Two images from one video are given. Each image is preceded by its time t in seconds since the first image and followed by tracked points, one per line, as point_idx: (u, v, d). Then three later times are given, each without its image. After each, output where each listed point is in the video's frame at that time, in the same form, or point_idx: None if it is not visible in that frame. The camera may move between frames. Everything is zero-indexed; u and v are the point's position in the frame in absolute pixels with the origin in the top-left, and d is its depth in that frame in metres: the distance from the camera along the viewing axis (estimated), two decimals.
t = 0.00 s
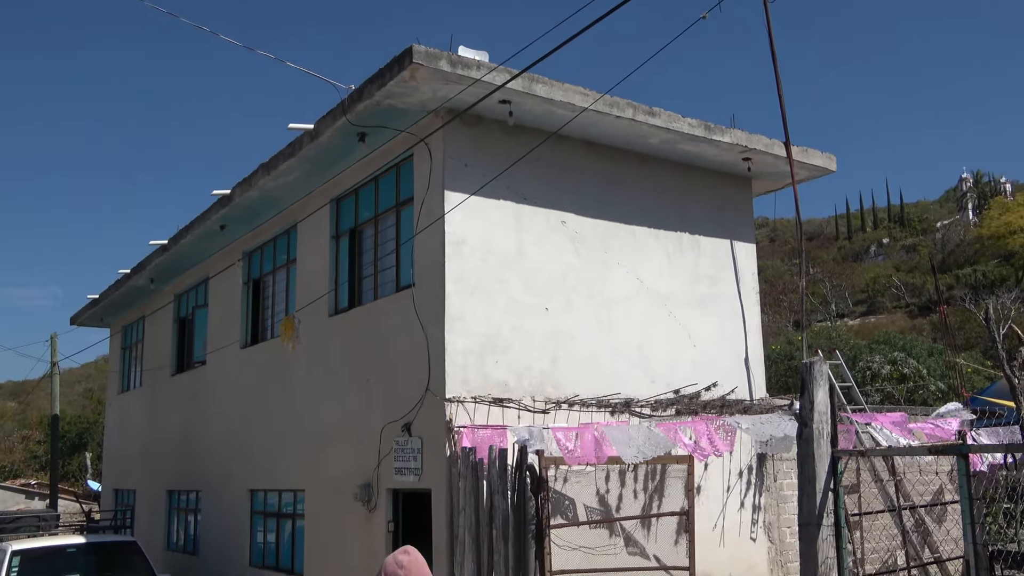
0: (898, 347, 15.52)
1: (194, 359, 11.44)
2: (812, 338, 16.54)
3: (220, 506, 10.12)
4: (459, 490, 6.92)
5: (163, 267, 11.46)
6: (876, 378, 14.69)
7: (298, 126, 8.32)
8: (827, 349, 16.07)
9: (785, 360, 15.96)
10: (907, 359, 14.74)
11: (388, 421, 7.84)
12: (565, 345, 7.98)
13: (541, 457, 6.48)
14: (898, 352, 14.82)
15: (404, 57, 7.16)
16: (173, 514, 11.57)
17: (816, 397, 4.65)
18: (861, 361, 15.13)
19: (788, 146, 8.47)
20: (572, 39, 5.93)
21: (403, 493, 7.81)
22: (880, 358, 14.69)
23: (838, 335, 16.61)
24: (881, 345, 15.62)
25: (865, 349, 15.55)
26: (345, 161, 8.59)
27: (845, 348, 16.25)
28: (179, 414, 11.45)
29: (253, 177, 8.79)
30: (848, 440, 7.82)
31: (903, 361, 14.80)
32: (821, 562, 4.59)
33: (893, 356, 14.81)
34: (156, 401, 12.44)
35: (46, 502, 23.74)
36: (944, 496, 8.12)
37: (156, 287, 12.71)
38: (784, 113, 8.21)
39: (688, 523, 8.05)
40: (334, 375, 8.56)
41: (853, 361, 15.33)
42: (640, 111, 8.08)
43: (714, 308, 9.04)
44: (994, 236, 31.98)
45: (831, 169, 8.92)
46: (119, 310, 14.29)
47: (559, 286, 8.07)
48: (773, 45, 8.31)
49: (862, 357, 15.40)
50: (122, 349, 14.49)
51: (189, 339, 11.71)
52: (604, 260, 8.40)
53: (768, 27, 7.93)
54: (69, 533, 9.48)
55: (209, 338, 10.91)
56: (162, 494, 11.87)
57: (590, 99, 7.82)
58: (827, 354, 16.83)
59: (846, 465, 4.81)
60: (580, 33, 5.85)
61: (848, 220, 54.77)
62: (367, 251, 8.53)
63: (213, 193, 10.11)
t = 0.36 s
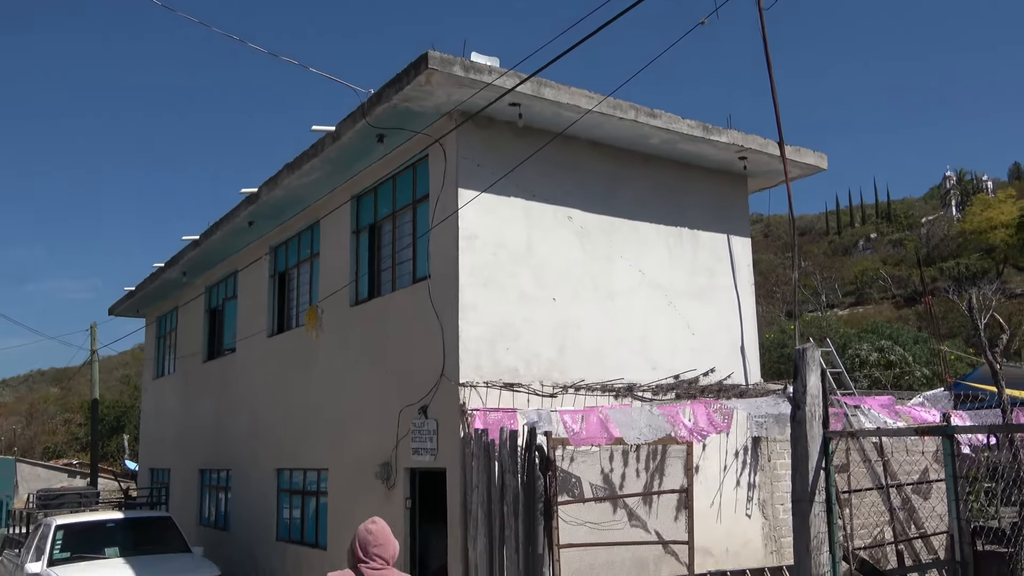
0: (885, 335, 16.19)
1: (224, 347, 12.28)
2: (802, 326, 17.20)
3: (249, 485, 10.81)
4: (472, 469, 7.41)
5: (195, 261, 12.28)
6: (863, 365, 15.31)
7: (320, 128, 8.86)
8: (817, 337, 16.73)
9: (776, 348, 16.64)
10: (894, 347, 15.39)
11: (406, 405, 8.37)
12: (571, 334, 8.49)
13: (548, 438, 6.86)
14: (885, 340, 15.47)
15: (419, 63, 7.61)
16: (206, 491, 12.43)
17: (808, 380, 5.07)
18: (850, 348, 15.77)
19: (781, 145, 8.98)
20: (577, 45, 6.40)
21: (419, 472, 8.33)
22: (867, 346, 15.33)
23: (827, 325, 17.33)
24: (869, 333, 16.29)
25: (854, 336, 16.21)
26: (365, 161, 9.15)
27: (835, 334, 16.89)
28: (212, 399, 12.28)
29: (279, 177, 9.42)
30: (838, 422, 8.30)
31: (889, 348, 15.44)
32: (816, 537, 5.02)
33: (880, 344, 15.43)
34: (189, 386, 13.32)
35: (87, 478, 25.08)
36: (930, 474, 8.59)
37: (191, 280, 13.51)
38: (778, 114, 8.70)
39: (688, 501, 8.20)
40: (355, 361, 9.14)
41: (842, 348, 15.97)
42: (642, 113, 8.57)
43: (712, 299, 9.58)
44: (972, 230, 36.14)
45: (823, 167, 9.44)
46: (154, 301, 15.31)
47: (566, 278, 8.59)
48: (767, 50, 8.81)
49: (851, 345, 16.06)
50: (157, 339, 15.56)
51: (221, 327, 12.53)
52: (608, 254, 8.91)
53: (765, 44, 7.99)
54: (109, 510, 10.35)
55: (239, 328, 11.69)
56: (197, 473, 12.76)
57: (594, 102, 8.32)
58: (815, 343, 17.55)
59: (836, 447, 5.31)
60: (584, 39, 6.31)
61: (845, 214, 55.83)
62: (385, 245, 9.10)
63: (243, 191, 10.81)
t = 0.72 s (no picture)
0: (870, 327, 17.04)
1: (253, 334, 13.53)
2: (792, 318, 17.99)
3: (276, 460, 11.86)
4: (483, 447, 8.02)
5: (227, 253, 13.41)
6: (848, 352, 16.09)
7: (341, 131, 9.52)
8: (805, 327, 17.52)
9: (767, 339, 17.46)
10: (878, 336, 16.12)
11: (421, 388, 9.02)
12: (575, 323, 9.10)
13: (553, 419, 7.30)
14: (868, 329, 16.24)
15: (433, 70, 8.14)
16: (236, 468, 13.77)
17: (795, 366, 5.84)
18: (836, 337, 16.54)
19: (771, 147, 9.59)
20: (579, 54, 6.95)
21: (434, 452, 8.95)
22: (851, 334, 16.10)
23: (814, 316, 18.27)
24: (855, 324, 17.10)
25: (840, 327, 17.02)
26: (382, 162, 9.85)
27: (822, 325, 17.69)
28: (244, 381, 13.39)
29: (303, 177, 10.24)
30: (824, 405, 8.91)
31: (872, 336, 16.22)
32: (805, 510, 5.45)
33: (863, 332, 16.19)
34: (222, 367, 14.58)
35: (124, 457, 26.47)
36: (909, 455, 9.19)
37: (222, 272, 14.95)
38: (769, 118, 9.31)
39: (683, 478, 8.51)
40: (374, 348, 9.83)
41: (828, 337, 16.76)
42: (641, 117, 9.16)
43: (707, 290, 10.28)
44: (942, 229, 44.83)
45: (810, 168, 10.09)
46: (190, 288, 16.68)
47: (570, 271, 9.19)
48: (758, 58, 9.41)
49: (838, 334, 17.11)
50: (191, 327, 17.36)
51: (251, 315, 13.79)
52: (609, 248, 9.54)
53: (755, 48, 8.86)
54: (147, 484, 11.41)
55: (266, 317, 12.76)
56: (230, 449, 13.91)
57: (596, 106, 8.89)
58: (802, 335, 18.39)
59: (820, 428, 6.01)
60: (584, 50, 6.86)
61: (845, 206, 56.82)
62: (401, 240, 9.80)
63: (270, 191, 11.83)
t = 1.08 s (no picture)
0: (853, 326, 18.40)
1: (275, 323, 14.55)
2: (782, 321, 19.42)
3: (297, 440, 12.72)
4: (488, 429, 8.58)
5: (250, 248, 14.39)
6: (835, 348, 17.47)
7: (356, 134, 10.18)
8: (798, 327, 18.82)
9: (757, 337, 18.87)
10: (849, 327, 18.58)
11: (430, 374, 9.70)
12: (574, 313, 9.74)
13: (554, 404, 7.92)
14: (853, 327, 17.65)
15: (442, 77, 8.60)
16: (259, 448, 14.71)
17: (781, 353, 6.25)
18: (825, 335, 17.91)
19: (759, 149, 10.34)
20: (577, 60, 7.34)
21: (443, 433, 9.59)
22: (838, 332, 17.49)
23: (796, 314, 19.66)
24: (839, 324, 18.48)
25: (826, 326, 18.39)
26: (395, 162, 10.56)
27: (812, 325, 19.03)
28: (266, 367, 14.38)
29: (322, 177, 11.08)
30: (808, 390, 9.51)
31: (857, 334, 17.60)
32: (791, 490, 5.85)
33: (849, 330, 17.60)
34: (245, 354, 15.61)
35: (156, 438, 27.83)
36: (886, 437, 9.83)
37: (245, 266, 16.00)
38: (756, 123, 10.06)
39: (676, 458, 9.26)
40: (387, 336, 10.54)
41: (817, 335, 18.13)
42: (638, 120, 9.77)
43: (699, 282, 11.08)
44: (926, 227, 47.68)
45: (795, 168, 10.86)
46: (216, 283, 17.85)
47: (570, 265, 9.82)
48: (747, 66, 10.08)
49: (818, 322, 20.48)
50: (217, 317, 18.44)
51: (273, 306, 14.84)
52: (606, 243, 10.20)
53: (744, 57, 9.50)
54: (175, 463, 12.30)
55: (288, 306, 13.74)
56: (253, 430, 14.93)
57: (595, 111, 9.44)
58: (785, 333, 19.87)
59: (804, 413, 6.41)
60: (581, 57, 7.29)
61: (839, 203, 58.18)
62: (412, 236, 10.50)
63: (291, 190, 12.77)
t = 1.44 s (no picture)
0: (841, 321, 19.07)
1: (285, 314, 15.04)
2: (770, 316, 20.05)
3: (307, 426, 13.23)
4: (490, 415, 8.98)
5: (262, 242, 14.89)
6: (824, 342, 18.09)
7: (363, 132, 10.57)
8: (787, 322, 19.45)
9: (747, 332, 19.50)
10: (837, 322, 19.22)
11: (435, 362, 10.12)
12: (573, 305, 10.14)
13: (553, 391, 8.29)
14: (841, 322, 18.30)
15: (446, 77, 8.92)
16: (270, 434, 15.21)
17: (771, 343, 6.20)
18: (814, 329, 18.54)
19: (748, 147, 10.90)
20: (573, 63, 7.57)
21: (446, 419, 10.01)
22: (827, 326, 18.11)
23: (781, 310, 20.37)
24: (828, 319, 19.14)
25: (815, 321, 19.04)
26: (401, 159, 10.99)
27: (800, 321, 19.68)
28: (276, 356, 14.87)
29: (331, 173, 11.52)
30: (798, 378, 9.89)
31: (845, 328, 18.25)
32: (774, 472, 6.18)
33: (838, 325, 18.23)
34: (256, 343, 16.12)
35: (170, 424, 28.58)
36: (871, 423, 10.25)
37: (256, 259, 16.52)
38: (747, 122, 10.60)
39: (671, 443, 9.63)
40: (394, 326, 10.98)
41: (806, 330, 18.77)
42: (634, 120, 10.18)
43: (691, 274, 11.57)
44: (914, 222, 48.79)
45: (784, 165, 11.41)
46: (228, 275, 18.42)
47: (569, 259, 10.22)
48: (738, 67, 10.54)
49: (807, 315, 21.61)
50: (230, 308, 18.94)
51: (282, 297, 15.35)
52: (603, 237, 10.62)
53: (737, 60, 9.88)
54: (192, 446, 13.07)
55: (297, 298, 14.24)
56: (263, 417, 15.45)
57: (593, 110, 9.82)
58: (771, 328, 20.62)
59: (792, 399, 6.35)
60: (579, 59, 7.61)
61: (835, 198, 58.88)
62: (417, 230, 10.93)
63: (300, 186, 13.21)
